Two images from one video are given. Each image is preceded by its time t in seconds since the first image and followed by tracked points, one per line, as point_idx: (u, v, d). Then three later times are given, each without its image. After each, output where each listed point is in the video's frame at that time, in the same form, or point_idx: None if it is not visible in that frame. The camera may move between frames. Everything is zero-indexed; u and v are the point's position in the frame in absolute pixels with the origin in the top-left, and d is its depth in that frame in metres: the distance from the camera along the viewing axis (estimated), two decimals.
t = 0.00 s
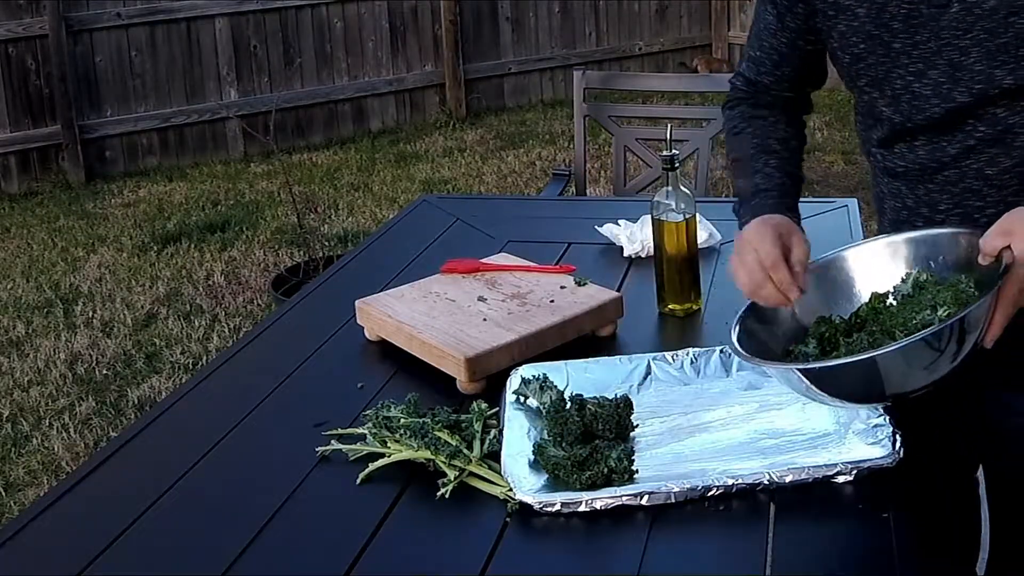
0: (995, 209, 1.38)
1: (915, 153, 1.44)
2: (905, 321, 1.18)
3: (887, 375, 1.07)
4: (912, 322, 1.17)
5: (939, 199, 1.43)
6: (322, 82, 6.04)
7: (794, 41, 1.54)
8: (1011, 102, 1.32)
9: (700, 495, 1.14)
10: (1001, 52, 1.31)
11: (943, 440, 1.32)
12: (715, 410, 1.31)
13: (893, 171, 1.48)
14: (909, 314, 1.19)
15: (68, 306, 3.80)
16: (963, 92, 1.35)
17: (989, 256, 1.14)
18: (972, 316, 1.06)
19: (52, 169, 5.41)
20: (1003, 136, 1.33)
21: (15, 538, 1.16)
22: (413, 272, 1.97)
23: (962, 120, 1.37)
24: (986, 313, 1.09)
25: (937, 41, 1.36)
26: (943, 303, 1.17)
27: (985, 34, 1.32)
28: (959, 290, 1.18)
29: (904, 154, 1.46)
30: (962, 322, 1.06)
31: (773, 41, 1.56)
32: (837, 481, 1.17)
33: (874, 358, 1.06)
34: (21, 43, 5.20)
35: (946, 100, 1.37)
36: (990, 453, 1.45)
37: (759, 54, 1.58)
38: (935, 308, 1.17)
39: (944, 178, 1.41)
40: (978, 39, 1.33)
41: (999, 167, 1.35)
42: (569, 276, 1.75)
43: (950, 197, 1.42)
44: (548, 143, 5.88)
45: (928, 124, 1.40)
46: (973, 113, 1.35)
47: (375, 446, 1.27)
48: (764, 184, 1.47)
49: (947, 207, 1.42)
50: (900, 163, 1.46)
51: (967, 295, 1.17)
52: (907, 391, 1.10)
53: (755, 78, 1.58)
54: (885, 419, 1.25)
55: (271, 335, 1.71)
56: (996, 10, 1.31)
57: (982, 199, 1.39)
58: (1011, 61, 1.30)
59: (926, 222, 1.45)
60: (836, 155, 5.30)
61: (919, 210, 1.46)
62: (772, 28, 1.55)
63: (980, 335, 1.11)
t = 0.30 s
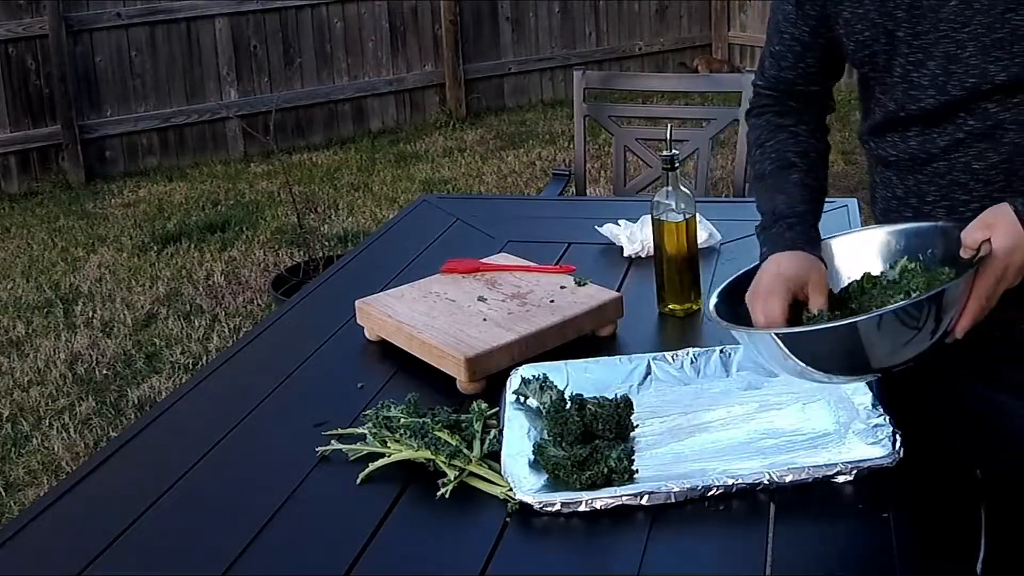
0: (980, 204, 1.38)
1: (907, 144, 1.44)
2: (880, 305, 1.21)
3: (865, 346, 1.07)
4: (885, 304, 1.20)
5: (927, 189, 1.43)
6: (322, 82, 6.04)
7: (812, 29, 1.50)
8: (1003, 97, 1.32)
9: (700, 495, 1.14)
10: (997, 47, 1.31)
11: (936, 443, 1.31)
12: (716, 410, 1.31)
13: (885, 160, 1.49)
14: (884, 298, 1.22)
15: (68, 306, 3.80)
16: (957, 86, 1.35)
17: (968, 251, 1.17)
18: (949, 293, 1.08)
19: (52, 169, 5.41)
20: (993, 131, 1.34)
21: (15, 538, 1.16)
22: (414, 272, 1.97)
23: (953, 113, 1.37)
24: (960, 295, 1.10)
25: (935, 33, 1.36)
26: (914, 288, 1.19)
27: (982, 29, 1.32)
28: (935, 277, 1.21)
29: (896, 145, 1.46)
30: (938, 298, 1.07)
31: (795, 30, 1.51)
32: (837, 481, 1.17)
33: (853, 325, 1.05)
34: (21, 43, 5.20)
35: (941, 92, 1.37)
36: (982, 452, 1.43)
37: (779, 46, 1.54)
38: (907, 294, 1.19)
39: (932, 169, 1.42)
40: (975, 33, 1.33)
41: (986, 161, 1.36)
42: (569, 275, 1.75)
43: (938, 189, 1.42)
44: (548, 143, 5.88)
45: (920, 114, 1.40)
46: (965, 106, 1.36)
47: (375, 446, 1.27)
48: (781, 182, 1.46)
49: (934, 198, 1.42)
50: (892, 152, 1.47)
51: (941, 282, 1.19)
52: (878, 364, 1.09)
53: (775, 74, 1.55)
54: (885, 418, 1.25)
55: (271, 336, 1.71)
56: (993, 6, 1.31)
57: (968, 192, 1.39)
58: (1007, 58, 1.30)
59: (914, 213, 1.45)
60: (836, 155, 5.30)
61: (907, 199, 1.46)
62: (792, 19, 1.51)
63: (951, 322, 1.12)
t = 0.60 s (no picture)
0: (976, 201, 1.38)
1: (905, 140, 1.44)
2: (873, 310, 1.21)
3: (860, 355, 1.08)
4: (878, 311, 1.20)
5: (923, 186, 1.43)
6: (322, 82, 6.04)
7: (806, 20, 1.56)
8: (1000, 95, 1.32)
9: (700, 494, 1.14)
10: (996, 45, 1.31)
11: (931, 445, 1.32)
12: (715, 410, 1.31)
13: (884, 157, 1.49)
14: (877, 304, 1.21)
15: (68, 306, 3.80)
16: (956, 83, 1.35)
17: (960, 253, 1.16)
18: (941, 300, 1.08)
19: (52, 169, 5.41)
20: (989, 129, 1.34)
21: (15, 538, 1.16)
22: (414, 271, 1.97)
23: (951, 110, 1.37)
24: (954, 302, 1.10)
25: (935, 27, 1.36)
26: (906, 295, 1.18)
27: (982, 26, 1.32)
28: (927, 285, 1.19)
29: (894, 140, 1.46)
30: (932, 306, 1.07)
31: (789, 19, 1.59)
32: (836, 481, 1.17)
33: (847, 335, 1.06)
34: (21, 43, 5.20)
35: (939, 86, 1.37)
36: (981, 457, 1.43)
37: (773, 33, 1.62)
38: (902, 300, 1.19)
39: (930, 167, 1.41)
40: (975, 29, 1.32)
41: (982, 158, 1.36)
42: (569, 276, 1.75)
43: (933, 185, 1.42)
44: (548, 143, 5.88)
45: (918, 109, 1.41)
46: (964, 104, 1.35)
47: (375, 445, 1.27)
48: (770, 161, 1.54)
49: (929, 195, 1.43)
50: (890, 148, 1.47)
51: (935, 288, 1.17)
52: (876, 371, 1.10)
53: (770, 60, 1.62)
54: (885, 418, 1.25)
55: (272, 336, 1.71)
56: (993, 3, 1.30)
57: (964, 189, 1.39)
58: (1005, 56, 1.30)
59: (910, 209, 1.46)
60: (836, 155, 5.30)
61: (903, 197, 1.47)
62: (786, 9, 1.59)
63: (945, 329, 1.11)
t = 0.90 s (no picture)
0: (983, 203, 1.38)
1: (910, 143, 1.44)
2: (882, 317, 1.19)
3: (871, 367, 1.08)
4: (889, 318, 1.18)
5: (928, 189, 1.43)
6: (322, 82, 6.04)
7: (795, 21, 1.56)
8: (1004, 96, 1.32)
9: (700, 495, 1.14)
10: (997, 45, 1.31)
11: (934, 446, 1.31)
12: (716, 411, 1.31)
13: (888, 160, 1.49)
14: (885, 310, 1.20)
15: (68, 306, 3.80)
16: (958, 84, 1.35)
17: (967, 255, 1.17)
18: (951, 308, 1.08)
19: (52, 169, 5.41)
20: (993, 130, 1.34)
21: (15, 538, 1.16)
22: (414, 271, 1.97)
23: (954, 111, 1.37)
24: (964, 308, 1.10)
25: (936, 29, 1.36)
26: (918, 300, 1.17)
27: (982, 26, 1.32)
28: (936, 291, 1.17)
29: (899, 143, 1.46)
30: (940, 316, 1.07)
31: (779, 19, 1.58)
32: (836, 481, 1.17)
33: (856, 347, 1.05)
34: (21, 43, 5.20)
35: (941, 87, 1.37)
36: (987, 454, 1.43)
37: (764, 34, 1.61)
38: (912, 305, 1.17)
39: (936, 169, 1.41)
40: (975, 30, 1.32)
41: (988, 160, 1.36)
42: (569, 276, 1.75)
43: (939, 188, 1.42)
44: (548, 143, 5.88)
45: (921, 111, 1.41)
46: (968, 106, 1.36)
47: (375, 446, 1.27)
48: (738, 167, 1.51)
49: (935, 198, 1.43)
50: (894, 151, 1.47)
51: (944, 291, 1.17)
52: (886, 380, 1.10)
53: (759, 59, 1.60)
54: (885, 418, 1.25)
55: (272, 336, 1.71)
56: (993, 3, 1.30)
57: (970, 191, 1.39)
58: (1006, 56, 1.30)
59: (916, 213, 1.46)
60: (836, 155, 5.30)
61: (908, 199, 1.47)
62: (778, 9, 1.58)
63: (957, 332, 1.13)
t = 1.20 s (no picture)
0: (998, 204, 1.41)
1: (920, 152, 1.43)
2: (907, 326, 1.19)
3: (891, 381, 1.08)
4: (914, 327, 1.18)
5: (943, 195, 1.44)
6: (322, 82, 6.04)
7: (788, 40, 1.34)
8: (1014, 96, 1.33)
9: (700, 495, 1.14)
10: (1002, 45, 1.30)
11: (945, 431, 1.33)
12: (716, 410, 1.31)
13: (898, 169, 1.48)
14: (911, 319, 1.20)
15: (68, 306, 3.80)
16: (966, 87, 1.34)
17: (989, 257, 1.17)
18: (974, 315, 1.07)
19: (52, 169, 5.42)
20: (1006, 131, 1.35)
21: (16, 537, 1.16)
22: (414, 271, 1.97)
23: (966, 115, 1.36)
24: (989, 312, 1.10)
25: (942, 37, 1.34)
26: (944, 305, 1.17)
27: (987, 28, 1.31)
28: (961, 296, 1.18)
29: (910, 152, 1.45)
30: (963, 324, 1.07)
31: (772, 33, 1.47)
32: (836, 481, 1.17)
33: (874, 362, 1.06)
34: (21, 43, 5.20)
35: (950, 96, 1.35)
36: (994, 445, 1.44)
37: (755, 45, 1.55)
38: (937, 311, 1.18)
39: (949, 175, 1.42)
40: (979, 32, 1.32)
41: (1002, 162, 1.37)
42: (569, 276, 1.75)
43: (955, 193, 1.43)
44: (548, 143, 5.88)
45: (931, 121, 1.39)
46: (978, 109, 1.35)
47: (375, 446, 1.27)
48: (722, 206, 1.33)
49: (951, 203, 1.44)
50: (905, 160, 1.46)
51: (967, 296, 1.17)
52: (907, 394, 1.10)
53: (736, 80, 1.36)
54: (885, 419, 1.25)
55: (272, 335, 1.71)
56: (997, 4, 1.30)
57: (985, 194, 1.41)
58: (1013, 54, 1.30)
59: (931, 219, 1.47)
60: (836, 155, 5.30)
61: (924, 207, 1.47)
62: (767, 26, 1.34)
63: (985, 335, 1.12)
